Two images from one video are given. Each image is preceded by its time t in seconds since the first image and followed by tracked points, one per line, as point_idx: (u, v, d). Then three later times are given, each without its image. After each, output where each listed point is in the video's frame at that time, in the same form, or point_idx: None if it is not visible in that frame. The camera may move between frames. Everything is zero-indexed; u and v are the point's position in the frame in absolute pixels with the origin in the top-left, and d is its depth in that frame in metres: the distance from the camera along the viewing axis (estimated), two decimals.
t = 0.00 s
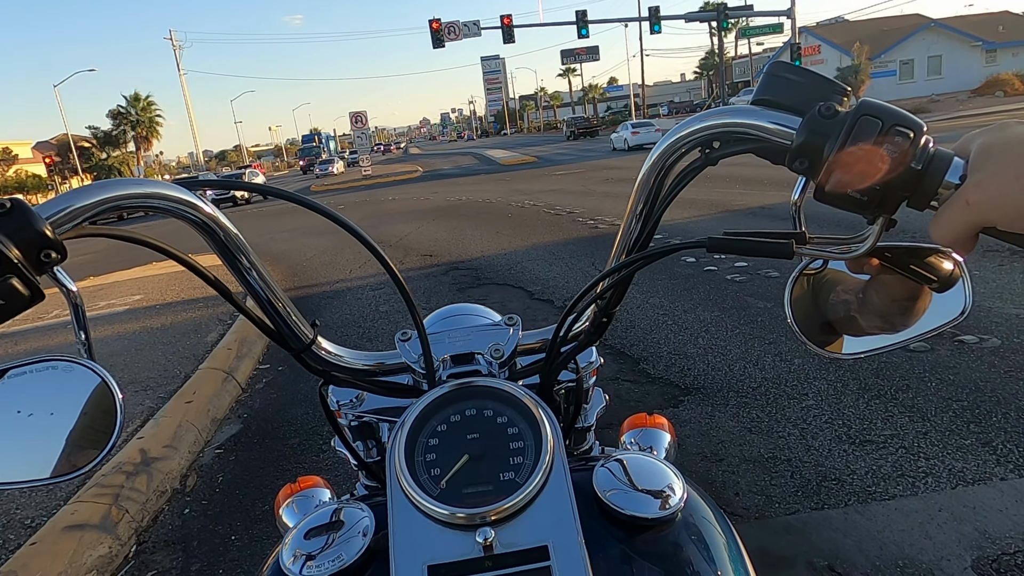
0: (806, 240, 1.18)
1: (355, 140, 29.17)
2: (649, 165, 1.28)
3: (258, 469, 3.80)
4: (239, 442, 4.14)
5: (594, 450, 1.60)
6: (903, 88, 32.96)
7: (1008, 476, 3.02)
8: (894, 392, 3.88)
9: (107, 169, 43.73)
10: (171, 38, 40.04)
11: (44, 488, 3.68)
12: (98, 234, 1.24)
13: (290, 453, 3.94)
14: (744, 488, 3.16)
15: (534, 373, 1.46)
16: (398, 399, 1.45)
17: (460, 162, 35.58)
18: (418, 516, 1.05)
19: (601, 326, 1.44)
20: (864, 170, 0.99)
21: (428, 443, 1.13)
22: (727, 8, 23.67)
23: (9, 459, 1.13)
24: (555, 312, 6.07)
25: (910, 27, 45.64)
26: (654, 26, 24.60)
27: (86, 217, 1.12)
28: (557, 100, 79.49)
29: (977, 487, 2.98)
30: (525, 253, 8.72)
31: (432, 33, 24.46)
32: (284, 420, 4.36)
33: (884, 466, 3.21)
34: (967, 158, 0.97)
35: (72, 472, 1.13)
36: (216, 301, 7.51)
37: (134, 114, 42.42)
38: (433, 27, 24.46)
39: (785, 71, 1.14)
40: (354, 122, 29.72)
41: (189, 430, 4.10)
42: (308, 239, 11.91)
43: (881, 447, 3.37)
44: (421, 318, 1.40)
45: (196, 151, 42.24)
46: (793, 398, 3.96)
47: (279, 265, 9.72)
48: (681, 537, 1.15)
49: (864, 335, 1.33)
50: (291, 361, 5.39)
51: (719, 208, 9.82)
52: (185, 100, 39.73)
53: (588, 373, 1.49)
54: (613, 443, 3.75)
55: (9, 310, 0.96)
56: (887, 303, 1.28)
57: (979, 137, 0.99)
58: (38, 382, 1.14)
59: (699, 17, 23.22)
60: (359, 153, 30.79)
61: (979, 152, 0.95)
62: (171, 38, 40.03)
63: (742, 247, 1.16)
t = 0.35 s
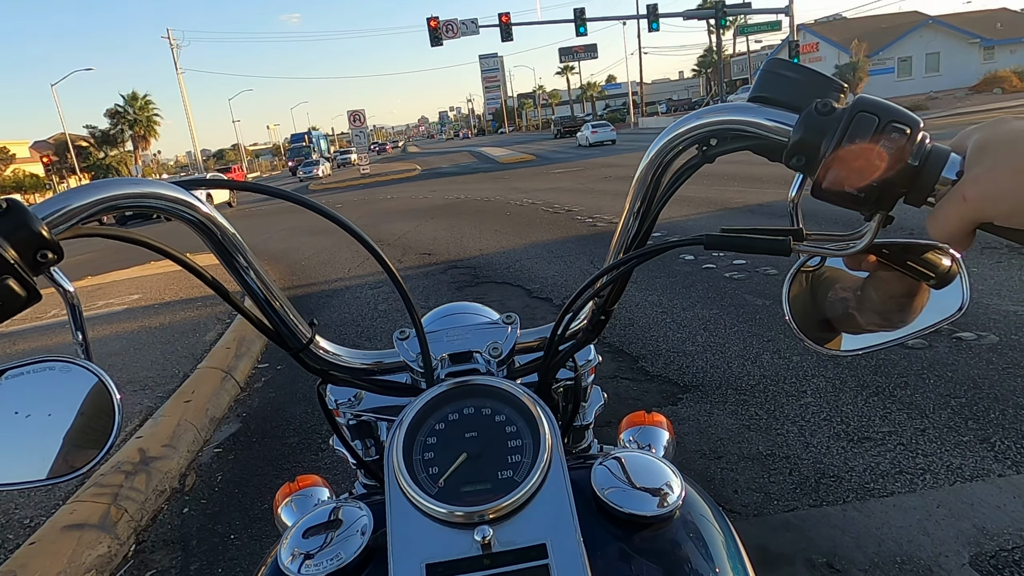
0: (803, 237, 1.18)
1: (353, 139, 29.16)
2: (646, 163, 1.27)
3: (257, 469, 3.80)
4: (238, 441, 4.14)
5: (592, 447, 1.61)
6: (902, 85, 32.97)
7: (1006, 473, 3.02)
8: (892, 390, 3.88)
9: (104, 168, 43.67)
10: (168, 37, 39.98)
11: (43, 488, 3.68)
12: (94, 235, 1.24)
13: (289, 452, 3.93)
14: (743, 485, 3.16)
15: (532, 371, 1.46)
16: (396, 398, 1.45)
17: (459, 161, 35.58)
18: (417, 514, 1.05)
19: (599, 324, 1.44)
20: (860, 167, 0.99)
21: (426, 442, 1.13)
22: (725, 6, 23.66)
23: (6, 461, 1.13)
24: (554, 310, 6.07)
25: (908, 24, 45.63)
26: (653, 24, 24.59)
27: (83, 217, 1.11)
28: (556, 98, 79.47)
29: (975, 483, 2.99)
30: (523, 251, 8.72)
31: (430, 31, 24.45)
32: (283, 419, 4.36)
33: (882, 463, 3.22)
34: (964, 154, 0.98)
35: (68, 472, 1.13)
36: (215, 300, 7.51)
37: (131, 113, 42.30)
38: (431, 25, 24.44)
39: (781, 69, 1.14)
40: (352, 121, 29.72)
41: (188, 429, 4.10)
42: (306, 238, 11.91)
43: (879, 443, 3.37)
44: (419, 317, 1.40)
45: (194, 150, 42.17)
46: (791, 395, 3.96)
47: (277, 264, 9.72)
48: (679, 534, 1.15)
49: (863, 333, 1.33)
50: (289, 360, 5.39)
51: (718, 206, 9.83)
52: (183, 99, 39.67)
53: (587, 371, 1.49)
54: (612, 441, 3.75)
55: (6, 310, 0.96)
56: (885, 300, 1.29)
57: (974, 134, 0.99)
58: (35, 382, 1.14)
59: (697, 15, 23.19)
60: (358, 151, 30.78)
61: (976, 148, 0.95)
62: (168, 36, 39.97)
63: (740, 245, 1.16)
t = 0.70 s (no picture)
0: (804, 233, 1.18)
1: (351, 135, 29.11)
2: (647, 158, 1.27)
3: (255, 465, 3.80)
4: (235, 437, 4.14)
5: (591, 443, 1.61)
6: (900, 82, 32.98)
7: (1002, 469, 3.03)
8: (890, 386, 3.88)
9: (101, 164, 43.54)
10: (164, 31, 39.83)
11: (40, 484, 3.68)
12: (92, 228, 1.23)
13: (286, 449, 3.93)
14: (740, 482, 3.17)
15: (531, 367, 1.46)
16: (395, 393, 1.45)
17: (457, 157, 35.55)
18: (416, 510, 1.04)
19: (599, 320, 1.44)
20: (862, 162, 0.99)
21: (425, 437, 1.13)
22: (724, 2, 23.63)
23: (4, 454, 1.13)
24: (552, 307, 6.07)
25: (906, 21, 45.62)
26: (652, 20, 24.56)
27: (81, 209, 1.11)
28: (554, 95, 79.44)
29: (972, 480, 2.99)
30: (521, 248, 8.72)
31: (429, 27, 24.41)
32: (281, 415, 4.35)
33: (879, 459, 3.22)
34: (966, 150, 0.97)
35: (65, 466, 1.12)
36: (212, 296, 7.50)
37: (128, 108, 42.16)
38: (430, 21, 24.38)
39: (781, 64, 1.14)
40: (350, 117, 29.67)
41: (185, 425, 4.09)
42: (304, 234, 11.90)
43: (876, 440, 3.38)
44: (419, 312, 1.39)
45: (191, 146, 42.05)
46: (789, 392, 3.97)
47: (275, 260, 9.71)
48: (678, 531, 1.16)
49: (861, 330, 1.33)
50: (287, 356, 5.39)
51: (715, 203, 9.83)
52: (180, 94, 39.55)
53: (586, 367, 1.48)
54: (609, 438, 3.75)
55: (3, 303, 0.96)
56: (884, 297, 1.29)
57: (976, 130, 0.99)
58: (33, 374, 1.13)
59: (696, 11, 23.15)
60: (356, 147, 30.74)
61: (978, 145, 0.95)
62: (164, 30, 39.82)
63: (740, 241, 1.16)
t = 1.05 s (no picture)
0: (803, 230, 1.18)
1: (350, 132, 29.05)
2: (647, 155, 1.27)
3: (253, 462, 3.80)
4: (233, 434, 4.13)
5: (590, 440, 1.61)
6: (898, 80, 32.98)
7: (999, 467, 3.04)
8: (887, 384, 3.89)
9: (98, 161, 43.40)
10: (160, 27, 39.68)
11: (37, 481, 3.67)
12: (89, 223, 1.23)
13: (285, 446, 3.93)
14: (738, 479, 3.17)
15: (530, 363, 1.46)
16: (394, 390, 1.45)
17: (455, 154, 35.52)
18: (416, 506, 1.04)
19: (599, 317, 1.44)
20: (863, 159, 0.99)
21: (424, 434, 1.13)
22: None
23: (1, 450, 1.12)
24: (550, 304, 6.07)
25: (904, 19, 45.63)
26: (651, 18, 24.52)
27: (79, 205, 1.10)
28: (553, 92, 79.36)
29: (968, 477, 3.00)
30: (520, 245, 8.71)
31: (427, 24, 24.35)
32: (279, 412, 4.35)
33: (876, 456, 3.23)
34: (966, 149, 0.97)
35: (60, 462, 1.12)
36: (210, 293, 7.49)
37: (126, 105, 42.03)
38: (428, 17, 24.33)
39: (783, 61, 1.13)
40: (348, 113, 29.60)
41: (183, 422, 4.09)
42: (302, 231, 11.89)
43: (874, 437, 3.38)
44: (418, 308, 1.39)
45: (188, 142, 41.95)
46: (786, 389, 3.97)
47: (273, 257, 9.69)
48: (677, 527, 1.16)
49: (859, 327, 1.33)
50: (285, 353, 5.38)
51: (713, 200, 9.84)
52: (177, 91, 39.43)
53: (585, 363, 1.49)
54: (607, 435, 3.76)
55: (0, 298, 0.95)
56: (883, 296, 1.29)
57: (978, 128, 0.99)
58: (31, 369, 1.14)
59: (695, 9, 23.13)
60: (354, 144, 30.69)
61: (978, 143, 0.95)
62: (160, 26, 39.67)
63: (739, 238, 1.16)
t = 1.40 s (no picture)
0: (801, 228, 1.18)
1: (349, 131, 29.02)
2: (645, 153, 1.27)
3: (252, 461, 3.80)
4: (232, 433, 4.13)
5: (589, 438, 1.61)
6: (898, 78, 32.97)
7: (997, 464, 3.04)
8: (886, 381, 3.89)
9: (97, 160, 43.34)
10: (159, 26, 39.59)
11: (37, 480, 3.67)
12: (87, 222, 1.23)
13: (284, 444, 3.93)
14: (737, 477, 3.18)
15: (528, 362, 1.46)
16: (393, 388, 1.45)
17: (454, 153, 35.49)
18: (415, 505, 1.04)
19: (597, 315, 1.44)
20: (860, 156, 0.99)
21: (423, 432, 1.13)
22: None
23: None
24: (549, 303, 6.07)
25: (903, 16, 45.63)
26: (650, 16, 24.50)
27: (76, 204, 1.10)
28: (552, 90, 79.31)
29: (967, 475, 3.00)
30: (519, 244, 8.71)
31: (426, 22, 24.32)
32: (279, 411, 4.35)
33: (875, 454, 3.23)
34: (964, 145, 0.97)
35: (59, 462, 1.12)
36: (209, 293, 7.48)
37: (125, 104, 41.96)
38: (427, 16, 24.31)
39: (780, 58, 1.13)
40: (347, 112, 29.57)
41: (182, 421, 4.09)
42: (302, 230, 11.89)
43: (873, 435, 3.38)
44: (416, 308, 1.39)
45: (187, 142, 41.89)
46: (785, 387, 3.97)
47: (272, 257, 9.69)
48: (676, 525, 1.16)
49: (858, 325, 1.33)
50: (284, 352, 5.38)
51: (713, 198, 9.83)
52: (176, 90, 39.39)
53: (583, 362, 1.49)
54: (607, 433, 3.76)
55: None
56: (881, 294, 1.28)
57: (975, 125, 0.98)
58: (28, 369, 1.13)
59: (694, 7, 23.11)
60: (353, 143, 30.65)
61: (976, 139, 0.95)
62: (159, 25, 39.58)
63: (737, 235, 1.16)
